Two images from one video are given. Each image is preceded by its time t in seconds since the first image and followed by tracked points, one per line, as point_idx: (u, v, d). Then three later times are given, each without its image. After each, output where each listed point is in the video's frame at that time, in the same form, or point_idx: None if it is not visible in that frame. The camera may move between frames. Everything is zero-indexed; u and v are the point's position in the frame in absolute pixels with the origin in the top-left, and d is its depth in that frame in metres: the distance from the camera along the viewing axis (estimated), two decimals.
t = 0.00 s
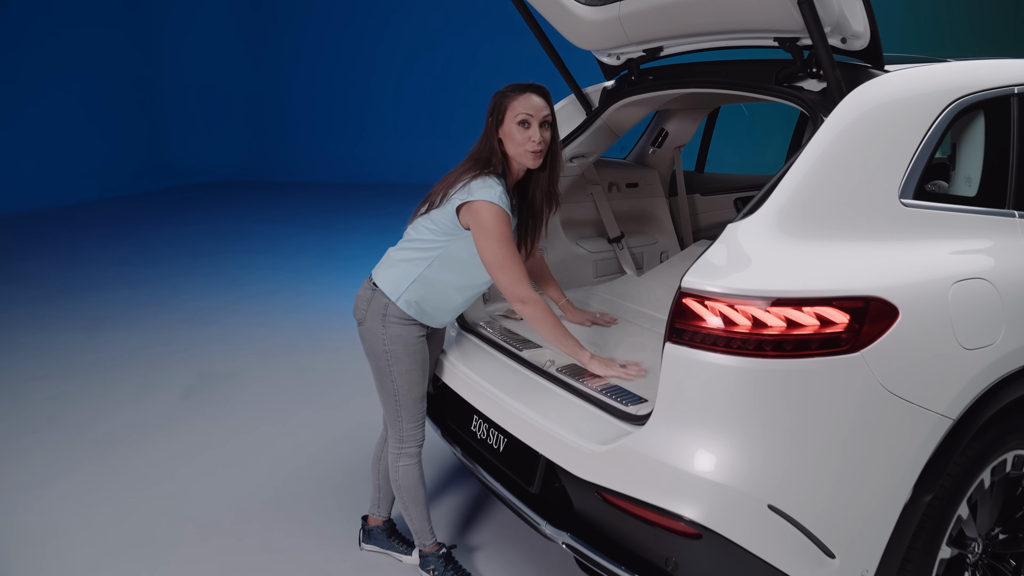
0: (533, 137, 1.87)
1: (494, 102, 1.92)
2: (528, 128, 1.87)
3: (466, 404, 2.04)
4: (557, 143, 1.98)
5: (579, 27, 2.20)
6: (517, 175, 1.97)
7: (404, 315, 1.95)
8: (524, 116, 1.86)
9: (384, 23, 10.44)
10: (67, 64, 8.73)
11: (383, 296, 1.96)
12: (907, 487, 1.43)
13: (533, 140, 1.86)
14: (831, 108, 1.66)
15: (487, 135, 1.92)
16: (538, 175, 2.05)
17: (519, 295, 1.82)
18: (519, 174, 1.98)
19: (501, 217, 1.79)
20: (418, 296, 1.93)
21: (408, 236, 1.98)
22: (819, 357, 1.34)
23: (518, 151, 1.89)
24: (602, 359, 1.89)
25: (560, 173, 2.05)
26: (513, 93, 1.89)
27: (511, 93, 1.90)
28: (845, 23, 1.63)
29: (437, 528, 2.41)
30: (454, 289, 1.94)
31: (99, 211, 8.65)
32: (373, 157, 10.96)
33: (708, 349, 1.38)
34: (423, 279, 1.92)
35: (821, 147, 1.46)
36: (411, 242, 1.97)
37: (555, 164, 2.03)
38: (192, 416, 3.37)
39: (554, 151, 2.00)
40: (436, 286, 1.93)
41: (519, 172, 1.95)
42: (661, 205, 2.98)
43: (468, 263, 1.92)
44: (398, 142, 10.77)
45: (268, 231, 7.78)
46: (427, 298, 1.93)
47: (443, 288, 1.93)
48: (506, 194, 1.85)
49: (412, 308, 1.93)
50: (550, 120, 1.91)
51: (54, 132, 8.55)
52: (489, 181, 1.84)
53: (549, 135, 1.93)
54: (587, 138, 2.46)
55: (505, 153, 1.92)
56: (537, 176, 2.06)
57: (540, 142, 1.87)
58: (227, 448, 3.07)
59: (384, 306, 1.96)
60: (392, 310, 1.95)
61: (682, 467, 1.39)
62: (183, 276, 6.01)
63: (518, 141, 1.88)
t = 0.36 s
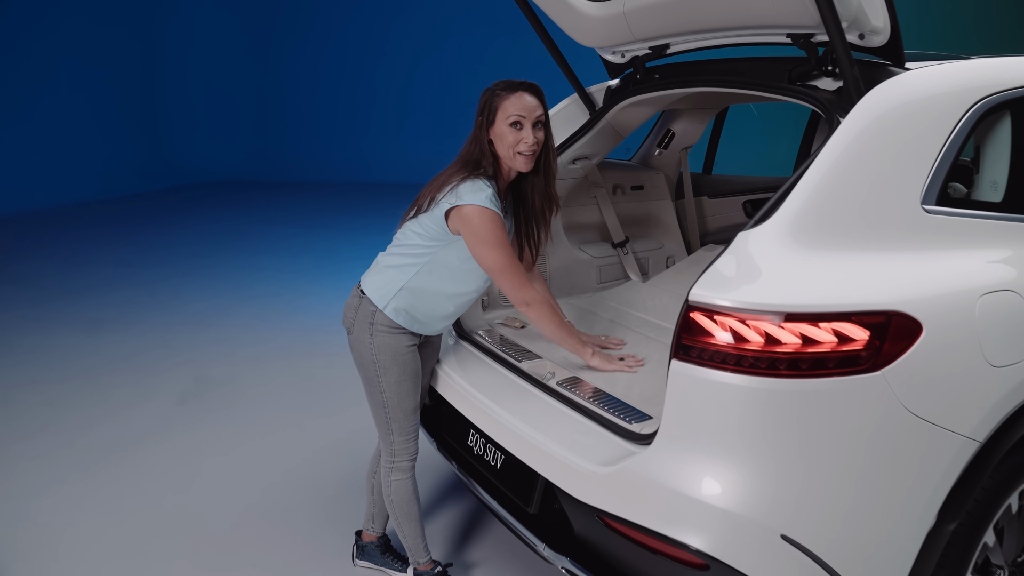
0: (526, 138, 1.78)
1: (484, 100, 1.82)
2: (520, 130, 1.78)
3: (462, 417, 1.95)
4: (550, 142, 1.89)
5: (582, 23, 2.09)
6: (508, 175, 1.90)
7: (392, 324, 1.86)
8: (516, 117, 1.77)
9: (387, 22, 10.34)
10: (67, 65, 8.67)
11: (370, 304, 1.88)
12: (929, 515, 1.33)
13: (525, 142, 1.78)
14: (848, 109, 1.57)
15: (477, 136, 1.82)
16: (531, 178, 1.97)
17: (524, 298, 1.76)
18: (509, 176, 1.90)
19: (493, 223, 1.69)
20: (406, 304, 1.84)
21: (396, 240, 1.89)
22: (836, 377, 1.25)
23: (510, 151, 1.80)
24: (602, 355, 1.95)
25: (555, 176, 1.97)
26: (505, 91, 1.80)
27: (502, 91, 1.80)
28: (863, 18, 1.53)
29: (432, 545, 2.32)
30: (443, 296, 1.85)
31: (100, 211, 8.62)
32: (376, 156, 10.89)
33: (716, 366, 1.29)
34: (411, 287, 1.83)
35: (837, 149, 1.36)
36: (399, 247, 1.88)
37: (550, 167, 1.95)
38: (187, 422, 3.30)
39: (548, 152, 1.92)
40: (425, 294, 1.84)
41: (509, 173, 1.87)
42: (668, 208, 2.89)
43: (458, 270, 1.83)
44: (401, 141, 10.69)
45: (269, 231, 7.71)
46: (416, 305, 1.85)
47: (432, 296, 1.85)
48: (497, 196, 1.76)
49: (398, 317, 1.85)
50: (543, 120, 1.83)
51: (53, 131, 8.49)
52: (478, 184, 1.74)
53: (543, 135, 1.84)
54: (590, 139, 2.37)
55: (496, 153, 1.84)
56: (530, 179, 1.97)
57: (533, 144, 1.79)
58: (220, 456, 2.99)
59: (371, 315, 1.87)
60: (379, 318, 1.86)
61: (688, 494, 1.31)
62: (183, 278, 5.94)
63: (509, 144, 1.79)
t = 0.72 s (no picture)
0: (531, 135, 1.70)
1: (485, 96, 1.74)
2: (525, 126, 1.70)
3: (469, 432, 1.87)
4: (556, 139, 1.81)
5: (596, 21, 2.00)
6: (510, 174, 1.82)
7: (394, 336, 1.78)
8: (519, 113, 1.69)
9: (398, 21, 10.28)
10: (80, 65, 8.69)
11: (371, 316, 1.81)
12: (969, 549, 1.24)
13: (530, 139, 1.70)
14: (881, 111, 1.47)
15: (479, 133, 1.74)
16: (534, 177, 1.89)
17: (516, 308, 1.67)
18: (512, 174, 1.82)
19: (490, 225, 1.60)
20: (408, 315, 1.77)
21: (398, 248, 1.82)
22: (869, 403, 1.15)
23: (513, 148, 1.72)
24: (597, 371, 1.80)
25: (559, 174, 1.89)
26: (507, 86, 1.71)
27: (505, 86, 1.72)
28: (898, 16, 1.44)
29: (437, 560, 2.18)
30: (445, 306, 1.77)
31: (112, 211, 8.64)
32: (388, 156, 10.87)
33: (739, 390, 1.21)
34: (411, 297, 1.76)
35: (869, 154, 1.27)
36: (401, 255, 1.81)
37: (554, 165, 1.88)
38: (192, 428, 3.24)
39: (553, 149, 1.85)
40: (427, 304, 1.76)
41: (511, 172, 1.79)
42: (686, 212, 2.80)
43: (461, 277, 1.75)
44: (411, 141, 10.67)
45: (279, 231, 7.69)
46: (419, 316, 1.77)
47: (434, 306, 1.77)
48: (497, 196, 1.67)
49: (399, 328, 1.77)
50: (548, 116, 1.75)
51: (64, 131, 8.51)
52: (477, 183, 1.66)
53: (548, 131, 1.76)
54: (605, 142, 2.28)
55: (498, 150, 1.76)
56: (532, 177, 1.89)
57: (538, 141, 1.71)
58: (224, 464, 2.94)
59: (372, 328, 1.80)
60: (381, 330, 1.78)
61: (709, 525, 1.23)
62: (192, 278, 5.92)
63: (513, 141, 1.71)
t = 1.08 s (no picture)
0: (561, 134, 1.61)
1: (510, 87, 1.61)
2: (557, 124, 1.60)
3: (483, 452, 1.78)
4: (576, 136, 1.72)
5: (619, 18, 1.90)
6: (524, 173, 1.72)
7: (406, 351, 1.69)
8: (553, 111, 1.59)
9: (412, 19, 10.22)
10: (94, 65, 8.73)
11: (381, 330, 1.72)
12: None
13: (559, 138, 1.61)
14: (929, 114, 1.36)
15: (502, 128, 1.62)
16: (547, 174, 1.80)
17: (533, 315, 1.55)
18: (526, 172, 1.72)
19: (502, 226, 1.49)
20: (420, 327, 1.67)
21: (408, 258, 1.73)
22: (921, 439, 1.05)
23: (537, 147, 1.62)
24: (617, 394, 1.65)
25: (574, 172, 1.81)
26: (536, 80, 1.60)
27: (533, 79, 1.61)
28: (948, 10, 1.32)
29: None
30: (458, 316, 1.68)
31: (125, 210, 8.65)
32: (401, 155, 10.80)
33: (775, 422, 1.10)
34: (423, 309, 1.67)
35: (917, 160, 1.13)
36: (411, 266, 1.72)
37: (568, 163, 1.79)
38: (200, 434, 3.18)
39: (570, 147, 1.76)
40: (439, 316, 1.67)
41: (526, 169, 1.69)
42: (710, 218, 2.70)
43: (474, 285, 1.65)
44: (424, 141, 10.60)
45: (292, 232, 7.65)
46: (432, 328, 1.68)
47: (447, 317, 1.67)
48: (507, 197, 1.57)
49: (412, 342, 1.68)
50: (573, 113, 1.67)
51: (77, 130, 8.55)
52: (488, 184, 1.55)
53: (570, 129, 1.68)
54: (628, 145, 2.19)
55: (519, 146, 1.65)
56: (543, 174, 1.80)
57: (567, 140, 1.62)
58: (230, 473, 2.87)
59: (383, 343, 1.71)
60: (392, 344, 1.70)
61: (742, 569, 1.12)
62: (204, 279, 5.89)
63: (540, 138, 1.61)
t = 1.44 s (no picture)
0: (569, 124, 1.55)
1: (513, 71, 1.51)
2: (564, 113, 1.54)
3: (493, 473, 1.70)
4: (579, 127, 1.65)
5: (638, 16, 1.81)
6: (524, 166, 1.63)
7: (410, 366, 1.61)
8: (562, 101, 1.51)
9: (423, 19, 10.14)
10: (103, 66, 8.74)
11: (383, 345, 1.64)
12: None
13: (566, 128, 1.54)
14: (974, 119, 1.25)
15: (508, 117, 1.51)
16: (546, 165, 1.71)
17: (528, 315, 1.46)
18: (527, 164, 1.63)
19: (499, 221, 1.41)
20: (422, 338, 1.59)
21: (408, 268, 1.65)
22: (975, 478, 0.95)
23: (541, 136, 1.54)
24: (610, 406, 1.57)
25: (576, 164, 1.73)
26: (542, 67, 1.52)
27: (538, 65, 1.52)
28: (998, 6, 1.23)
29: None
30: (463, 326, 1.59)
31: (134, 210, 8.65)
32: (412, 156, 10.71)
33: (810, 456, 1.01)
34: (427, 321, 1.58)
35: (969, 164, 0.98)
36: (412, 276, 1.63)
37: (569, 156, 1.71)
38: (204, 443, 3.12)
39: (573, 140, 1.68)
40: (443, 327, 1.59)
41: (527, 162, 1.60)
42: (731, 224, 2.60)
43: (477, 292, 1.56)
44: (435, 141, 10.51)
45: (302, 233, 7.59)
46: (437, 344, 1.59)
47: (452, 327, 1.59)
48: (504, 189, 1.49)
49: (417, 355, 1.60)
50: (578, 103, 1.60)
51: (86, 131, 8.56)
52: (484, 177, 1.46)
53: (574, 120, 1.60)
54: (646, 149, 2.09)
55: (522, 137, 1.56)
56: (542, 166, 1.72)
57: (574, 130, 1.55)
58: (234, 483, 2.81)
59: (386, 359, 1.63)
60: (394, 360, 1.62)
61: None
62: (214, 281, 5.84)
63: (546, 128, 1.53)
